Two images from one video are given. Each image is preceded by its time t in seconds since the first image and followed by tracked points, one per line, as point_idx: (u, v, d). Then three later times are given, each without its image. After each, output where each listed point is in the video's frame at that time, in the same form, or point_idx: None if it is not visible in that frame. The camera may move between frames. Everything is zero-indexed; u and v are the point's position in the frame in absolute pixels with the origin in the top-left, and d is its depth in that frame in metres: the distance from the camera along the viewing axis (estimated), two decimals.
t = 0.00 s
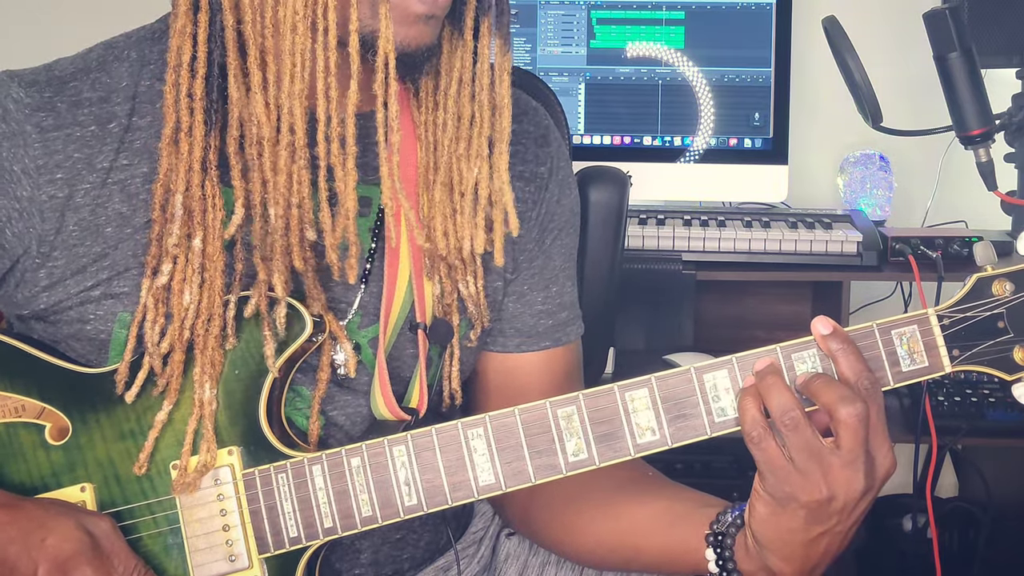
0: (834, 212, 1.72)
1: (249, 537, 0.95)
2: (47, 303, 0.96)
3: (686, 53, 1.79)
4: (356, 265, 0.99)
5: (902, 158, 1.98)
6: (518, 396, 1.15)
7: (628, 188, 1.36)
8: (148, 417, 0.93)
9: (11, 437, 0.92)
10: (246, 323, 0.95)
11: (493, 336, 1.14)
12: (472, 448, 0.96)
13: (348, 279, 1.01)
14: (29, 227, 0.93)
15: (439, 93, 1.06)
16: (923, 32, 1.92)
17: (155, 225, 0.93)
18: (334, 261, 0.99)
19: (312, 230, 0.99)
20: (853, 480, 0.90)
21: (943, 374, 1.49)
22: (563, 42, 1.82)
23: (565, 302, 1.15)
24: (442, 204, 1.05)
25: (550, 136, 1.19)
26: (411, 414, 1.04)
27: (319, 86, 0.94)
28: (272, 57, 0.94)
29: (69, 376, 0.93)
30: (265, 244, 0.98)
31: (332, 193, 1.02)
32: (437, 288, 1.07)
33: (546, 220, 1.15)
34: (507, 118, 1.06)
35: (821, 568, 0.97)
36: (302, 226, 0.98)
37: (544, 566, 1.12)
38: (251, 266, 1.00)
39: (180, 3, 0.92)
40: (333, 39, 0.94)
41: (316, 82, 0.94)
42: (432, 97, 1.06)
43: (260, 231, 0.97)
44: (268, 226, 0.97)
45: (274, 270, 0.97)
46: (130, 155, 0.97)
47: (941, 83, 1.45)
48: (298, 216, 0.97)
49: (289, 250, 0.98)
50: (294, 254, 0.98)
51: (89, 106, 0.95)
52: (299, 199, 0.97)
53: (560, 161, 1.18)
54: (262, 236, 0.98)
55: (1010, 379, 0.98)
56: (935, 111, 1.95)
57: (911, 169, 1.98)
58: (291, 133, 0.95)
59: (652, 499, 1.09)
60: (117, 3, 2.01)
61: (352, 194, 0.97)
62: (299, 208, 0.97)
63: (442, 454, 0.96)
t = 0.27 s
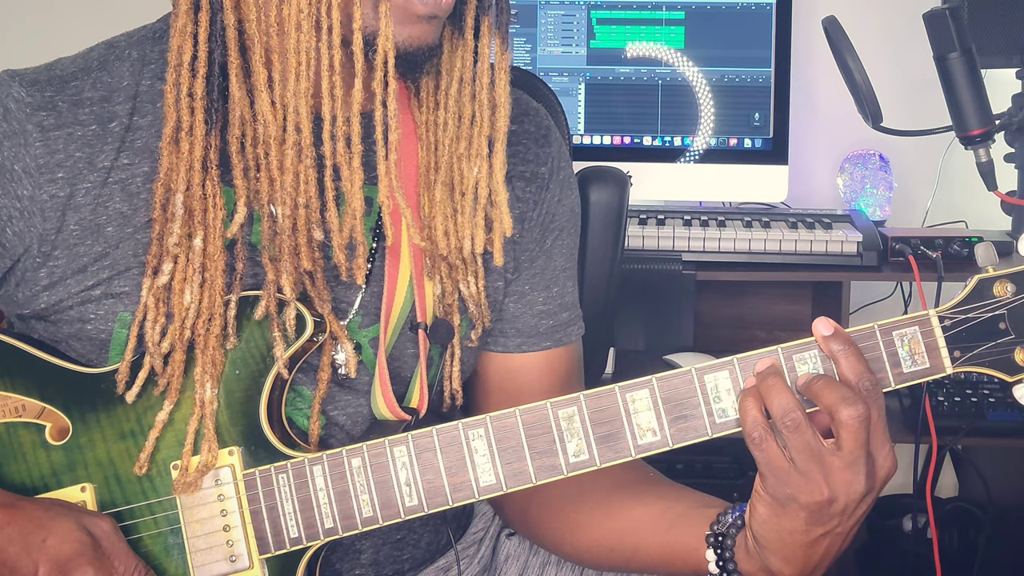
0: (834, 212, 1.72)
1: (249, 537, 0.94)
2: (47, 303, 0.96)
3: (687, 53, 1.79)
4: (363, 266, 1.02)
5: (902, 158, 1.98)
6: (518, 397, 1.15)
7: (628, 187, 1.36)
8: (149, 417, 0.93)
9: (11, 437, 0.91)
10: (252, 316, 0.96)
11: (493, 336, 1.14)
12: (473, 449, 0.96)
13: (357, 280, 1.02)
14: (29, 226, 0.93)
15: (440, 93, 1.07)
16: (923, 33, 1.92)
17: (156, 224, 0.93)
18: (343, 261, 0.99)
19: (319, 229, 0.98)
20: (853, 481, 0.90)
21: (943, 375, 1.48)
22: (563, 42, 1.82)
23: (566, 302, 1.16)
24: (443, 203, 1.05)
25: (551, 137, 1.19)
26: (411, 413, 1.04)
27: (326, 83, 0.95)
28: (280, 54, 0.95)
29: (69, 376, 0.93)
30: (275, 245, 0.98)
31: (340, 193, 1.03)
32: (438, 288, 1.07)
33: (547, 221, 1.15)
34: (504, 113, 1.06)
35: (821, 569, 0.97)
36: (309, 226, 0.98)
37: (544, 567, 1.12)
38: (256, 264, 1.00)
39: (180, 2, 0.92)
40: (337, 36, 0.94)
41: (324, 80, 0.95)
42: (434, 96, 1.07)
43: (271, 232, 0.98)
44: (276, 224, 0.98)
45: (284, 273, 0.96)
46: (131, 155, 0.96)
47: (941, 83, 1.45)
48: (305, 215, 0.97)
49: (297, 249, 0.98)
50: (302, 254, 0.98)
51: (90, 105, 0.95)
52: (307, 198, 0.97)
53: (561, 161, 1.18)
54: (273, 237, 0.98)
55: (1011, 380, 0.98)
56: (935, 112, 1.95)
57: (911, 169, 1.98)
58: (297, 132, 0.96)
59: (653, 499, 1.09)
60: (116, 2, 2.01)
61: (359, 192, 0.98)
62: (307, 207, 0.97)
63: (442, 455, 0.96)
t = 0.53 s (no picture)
0: (834, 212, 1.72)
1: (250, 538, 0.94)
2: (48, 302, 0.96)
3: (687, 53, 1.79)
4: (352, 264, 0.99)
5: (902, 158, 1.98)
6: (518, 397, 1.15)
7: (628, 187, 1.36)
8: (149, 417, 0.93)
9: (11, 436, 0.91)
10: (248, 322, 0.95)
11: (494, 336, 1.14)
12: (473, 449, 0.96)
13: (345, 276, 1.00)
14: (30, 226, 0.93)
15: (440, 93, 1.06)
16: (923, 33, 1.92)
17: (157, 224, 0.93)
18: (332, 258, 0.98)
19: (309, 225, 0.98)
20: (854, 482, 0.90)
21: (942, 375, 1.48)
22: (563, 42, 1.81)
23: (567, 302, 1.16)
24: (445, 203, 1.05)
25: (552, 137, 1.19)
26: (411, 413, 1.04)
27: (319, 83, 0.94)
28: (272, 55, 0.94)
29: (70, 376, 0.93)
30: (264, 243, 0.97)
31: (329, 190, 1.01)
32: (438, 288, 1.06)
33: (548, 221, 1.15)
34: (499, 113, 1.05)
35: (821, 569, 0.97)
36: (298, 222, 0.98)
37: (544, 567, 1.13)
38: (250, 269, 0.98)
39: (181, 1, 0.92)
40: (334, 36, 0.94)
41: (316, 79, 0.94)
42: (434, 96, 1.06)
43: (258, 230, 0.97)
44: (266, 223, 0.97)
45: (272, 268, 0.97)
46: (132, 154, 0.96)
47: (941, 83, 1.45)
48: (296, 212, 0.97)
49: (286, 247, 0.97)
50: (291, 251, 0.97)
51: (91, 104, 0.95)
52: (297, 195, 0.97)
53: (562, 161, 1.18)
54: (260, 234, 0.97)
55: (1012, 381, 0.98)
56: (935, 111, 1.95)
57: (911, 169, 1.98)
58: (290, 131, 0.96)
59: (653, 500, 1.09)
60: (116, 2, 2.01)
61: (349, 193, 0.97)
62: (296, 205, 0.97)
63: (443, 455, 0.96)
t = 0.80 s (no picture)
0: (834, 212, 1.72)
1: (250, 538, 0.94)
2: (50, 302, 0.96)
3: (687, 53, 1.79)
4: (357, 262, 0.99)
5: (902, 158, 1.98)
6: (519, 398, 1.15)
7: (628, 188, 1.36)
8: (149, 417, 0.93)
9: (12, 436, 0.91)
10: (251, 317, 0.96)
11: (495, 336, 1.14)
12: (474, 449, 0.96)
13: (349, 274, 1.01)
14: (31, 225, 0.93)
15: (441, 92, 1.07)
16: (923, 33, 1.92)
17: (158, 223, 0.93)
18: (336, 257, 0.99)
19: (313, 225, 0.98)
20: (855, 483, 0.90)
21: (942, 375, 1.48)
22: (563, 42, 1.81)
23: (568, 303, 1.16)
24: (446, 202, 1.05)
25: (553, 137, 1.19)
26: (411, 413, 1.04)
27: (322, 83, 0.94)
28: (276, 54, 0.94)
29: (71, 375, 0.93)
30: (267, 241, 0.97)
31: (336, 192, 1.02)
32: (440, 288, 1.06)
33: (549, 221, 1.15)
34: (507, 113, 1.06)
35: (822, 570, 0.97)
36: (303, 222, 0.98)
37: (544, 567, 1.13)
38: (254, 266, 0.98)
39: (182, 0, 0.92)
40: (336, 36, 0.94)
41: (319, 78, 0.94)
42: (434, 95, 1.06)
43: (263, 230, 0.97)
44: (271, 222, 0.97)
45: (277, 267, 0.97)
46: (133, 154, 0.96)
47: (941, 82, 1.45)
48: (299, 211, 0.97)
49: (291, 245, 0.97)
50: (296, 249, 0.97)
51: (93, 104, 0.95)
52: (301, 194, 0.97)
53: (563, 162, 1.18)
54: (265, 233, 0.97)
55: (1013, 382, 0.98)
56: (935, 112, 1.95)
57: (911, 169, 1.98)
58: (294, 130, 0.96)
59: (654, 500, 1.09)
60: (118, 3, 2.01)
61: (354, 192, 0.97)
62: (301, 204, 0.97)
63: (444, 456, 0.96)
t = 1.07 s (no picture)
0: (834, 212, 1.72)
1: (251, 538, 0.94)
2: (50, 302, 0.96)
3: (687, 53, 1.79)
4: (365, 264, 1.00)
5: (902, 158, 1.98)
6: (519, 398, 1.14)
7: (628, 188, 1.36)
8: (150, 418, 0.93)
9: (13, 436, 0.91)
10: (251, 317, 0.96)
11: (495, 337, 1.14)
12: (474, 450, 0.96)
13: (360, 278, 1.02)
14: (31, 225, 0.93)
15: (442, 93, 1.07)
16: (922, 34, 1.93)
17: (158, 223, 0.93)
18: (343, 259, 0.98)
19: (320, 227, 0.98)
20: (855, 484, 0.90)
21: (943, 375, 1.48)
22: (563, 42, 1.81)
23: (568, 303, 1.16)
24: (447, 203, 1.05)
25: (553, 138, 1.19)
26: (412, 412, 1.04)
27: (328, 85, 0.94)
28: (281, 54, 0.94)
29: (72, 375, 0.93)
30: (275, 243, 0.97)
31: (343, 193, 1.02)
32: (440, 289, 1.06)
33: (549, 222, 1.15)
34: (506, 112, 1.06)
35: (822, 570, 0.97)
36: (310, 223, 0.98)
37: (544, 567, 1.13)
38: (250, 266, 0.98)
39: None
40: (339, 36, 0.94)
41: (327, 79, 0.94)
42: (435, 96, 1.06)
43: (270, 232, 0.97)
44: (278, 223, 0.97)
45: (284, 271, 0.96)
46: (134, 153, 0.96)
47: (941, 82, 1.45)
48: (307, 212, 0.97)
49: (298, 247, 0.97)
50: (303, 252, 0.97)
51: (94, 103, 0.95)
52: (309, 196, 0.97)
53: (564, 162, 1.18)
54: (274, 234, 0.98)
55: (1014, 383, 0.98)
56: (936, 112, 1.95)
57: (911, 169, 1.98)
58: (299, 131, 0.96)
59: (654, 501, 1.09)
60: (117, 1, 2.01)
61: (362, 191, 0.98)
62: (308, 204, 0.97)
63: (445, 456, 0.96)
